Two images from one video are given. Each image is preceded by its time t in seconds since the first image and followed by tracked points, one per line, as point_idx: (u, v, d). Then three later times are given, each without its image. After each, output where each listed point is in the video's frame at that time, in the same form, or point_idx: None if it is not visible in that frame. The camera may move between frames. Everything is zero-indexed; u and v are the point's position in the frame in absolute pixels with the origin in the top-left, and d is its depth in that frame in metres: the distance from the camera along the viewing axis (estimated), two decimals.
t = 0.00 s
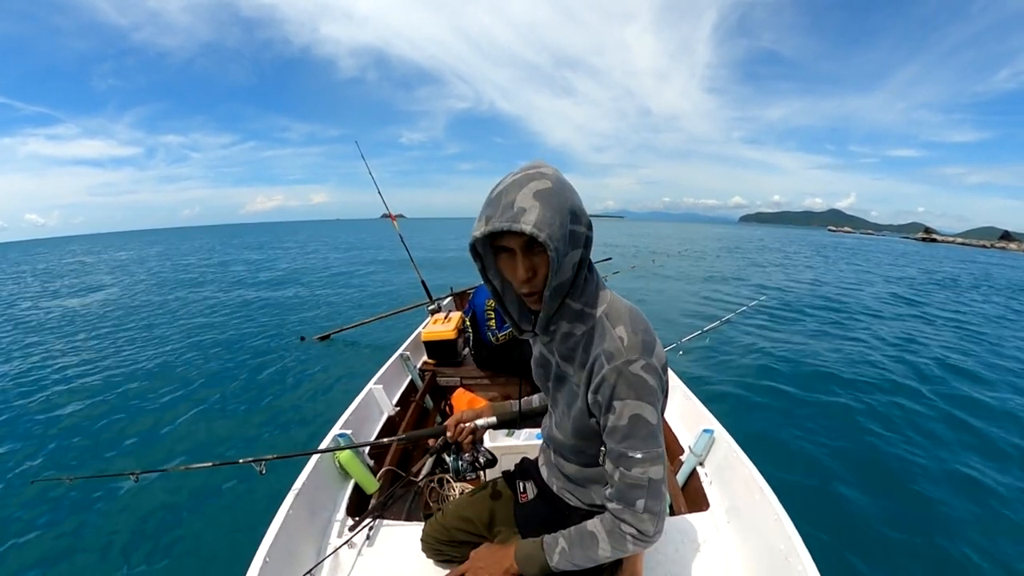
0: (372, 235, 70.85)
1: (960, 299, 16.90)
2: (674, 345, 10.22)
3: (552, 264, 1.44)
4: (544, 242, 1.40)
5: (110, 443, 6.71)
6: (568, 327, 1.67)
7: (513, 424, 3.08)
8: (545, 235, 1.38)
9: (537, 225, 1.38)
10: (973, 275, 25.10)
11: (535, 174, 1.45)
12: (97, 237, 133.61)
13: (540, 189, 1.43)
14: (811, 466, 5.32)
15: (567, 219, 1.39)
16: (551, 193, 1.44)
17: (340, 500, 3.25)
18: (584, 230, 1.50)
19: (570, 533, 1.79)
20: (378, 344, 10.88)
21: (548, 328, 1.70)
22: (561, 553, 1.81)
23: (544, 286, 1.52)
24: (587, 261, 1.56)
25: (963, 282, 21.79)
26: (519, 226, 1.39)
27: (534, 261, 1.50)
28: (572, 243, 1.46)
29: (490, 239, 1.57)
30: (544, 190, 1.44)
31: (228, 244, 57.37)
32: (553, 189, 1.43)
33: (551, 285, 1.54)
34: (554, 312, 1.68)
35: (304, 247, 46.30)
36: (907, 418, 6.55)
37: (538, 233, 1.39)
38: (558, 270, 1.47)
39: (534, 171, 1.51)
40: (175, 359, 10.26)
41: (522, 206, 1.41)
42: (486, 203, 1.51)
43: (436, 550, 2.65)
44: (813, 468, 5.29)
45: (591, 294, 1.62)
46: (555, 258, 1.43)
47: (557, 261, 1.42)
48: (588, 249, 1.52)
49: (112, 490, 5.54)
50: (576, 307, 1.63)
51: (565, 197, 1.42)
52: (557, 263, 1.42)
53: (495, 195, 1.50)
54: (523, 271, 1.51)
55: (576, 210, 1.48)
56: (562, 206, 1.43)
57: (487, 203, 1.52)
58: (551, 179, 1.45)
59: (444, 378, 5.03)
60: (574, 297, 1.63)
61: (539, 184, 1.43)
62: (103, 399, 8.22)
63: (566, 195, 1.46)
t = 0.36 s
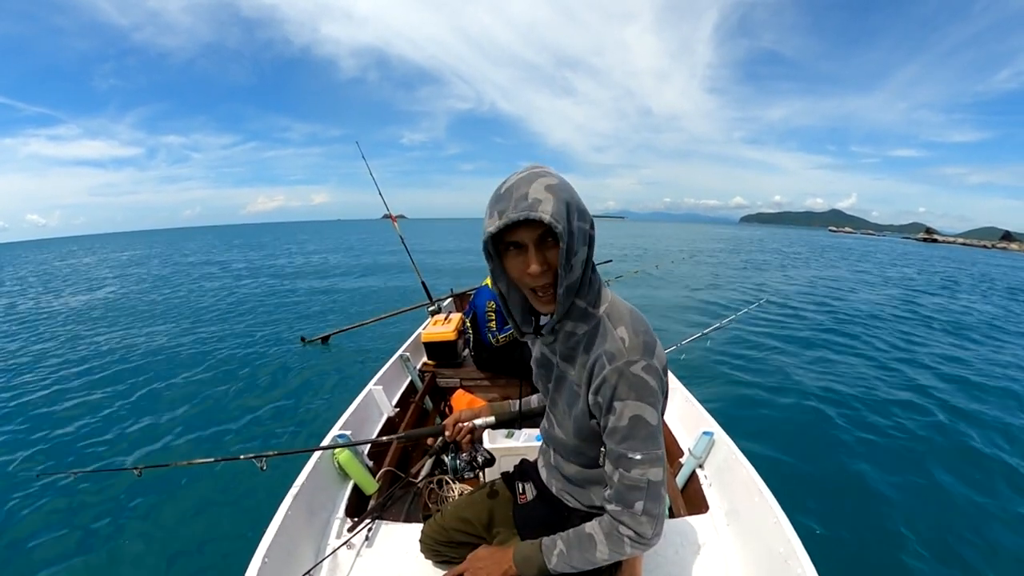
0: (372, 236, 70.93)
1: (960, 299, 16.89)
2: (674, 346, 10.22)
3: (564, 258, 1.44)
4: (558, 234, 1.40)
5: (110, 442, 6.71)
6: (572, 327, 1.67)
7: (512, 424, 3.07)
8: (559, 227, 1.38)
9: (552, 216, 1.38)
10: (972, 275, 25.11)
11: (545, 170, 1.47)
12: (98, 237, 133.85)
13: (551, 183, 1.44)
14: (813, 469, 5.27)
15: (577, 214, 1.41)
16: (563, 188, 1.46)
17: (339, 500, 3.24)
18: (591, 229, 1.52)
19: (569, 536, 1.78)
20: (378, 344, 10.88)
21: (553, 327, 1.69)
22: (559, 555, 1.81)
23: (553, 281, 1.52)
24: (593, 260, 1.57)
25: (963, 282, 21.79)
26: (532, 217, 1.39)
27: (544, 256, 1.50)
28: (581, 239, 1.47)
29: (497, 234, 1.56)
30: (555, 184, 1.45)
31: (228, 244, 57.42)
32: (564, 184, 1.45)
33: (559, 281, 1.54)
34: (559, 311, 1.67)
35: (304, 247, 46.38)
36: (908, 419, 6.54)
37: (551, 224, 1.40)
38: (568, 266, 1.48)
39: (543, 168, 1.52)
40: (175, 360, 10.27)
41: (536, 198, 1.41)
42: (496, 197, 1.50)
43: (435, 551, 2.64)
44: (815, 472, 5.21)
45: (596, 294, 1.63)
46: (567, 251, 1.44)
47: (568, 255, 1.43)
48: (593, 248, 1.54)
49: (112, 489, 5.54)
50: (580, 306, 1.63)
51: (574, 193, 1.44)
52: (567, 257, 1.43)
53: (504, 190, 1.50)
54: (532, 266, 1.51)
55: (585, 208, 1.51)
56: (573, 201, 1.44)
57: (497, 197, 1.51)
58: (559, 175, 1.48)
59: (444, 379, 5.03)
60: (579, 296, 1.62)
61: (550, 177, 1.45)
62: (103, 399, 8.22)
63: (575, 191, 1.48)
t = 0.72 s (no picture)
0: (372, 237, 71.05)
1: (958, 300, 16.92)
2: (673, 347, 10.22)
3: (576, 258, 1.45)
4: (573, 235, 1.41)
5: (111, 442, 6.72)
6: (578, 327, 1.67)
7: (512, 424, 3.07)
8: (574, 227, 1.39)
9: (566, 216, 1.38)
10: (971, 276, 25.16)
11: (557, 170, 1.47)
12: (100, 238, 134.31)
13: (564, 183, 1.45)
14: (813, 471, 5.26)
15: (589, 215, 1.42)
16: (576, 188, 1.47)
17: (338, 500, 3.25)
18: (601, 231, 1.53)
19: (570, 535, 1.78)
20: (378, 344, 10.92)
21: (559, 327, 1.70)
22: (559, 554, 1.81)
23: (564, 281, 1.52)
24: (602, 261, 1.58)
25: (962, 283, 21.82)
26: (546, 217, 1.39)
27: (553, 257, 1.50)
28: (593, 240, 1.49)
29: (506, 234, 1.55)
30: (567, 184, 1.45)
31: (228, 244, 57.54)
32: (577, 184, 1.46)
33: (568, 281, 1.54)
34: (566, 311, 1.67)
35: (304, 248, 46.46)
36: (907, 420, 6.55)
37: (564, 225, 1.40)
38: (577, 267, 1.48)
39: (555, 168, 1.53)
40: (176, 360, 10.30)
41: (550, 198, 1.41)
42: (506, 197, 1.49)
43: (433, 550, 2.64)
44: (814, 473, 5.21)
45: (603, 294, 1.63)
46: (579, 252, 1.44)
47: (579, 255, 1.44)
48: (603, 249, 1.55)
49: (112, 488, 5.55)
50: (588, 307, 1.63)
51: (587, 194, 1.45)
52: (580, 258, 1.44)
53: (515, 189, 1.49)
54: (542, 266, 1.51)
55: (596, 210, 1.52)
56: (586, 202, 1.45)
57: (506, 198, 1.50)
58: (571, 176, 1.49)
59: (444, 378, 5.03)
60: (586, 297, 1.63)
61: (563, 178, 1.45)
62: (104, 399, 8.25)
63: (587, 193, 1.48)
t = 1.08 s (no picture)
0: (372, 237, 71.11)
1: (958, 300, 16.93)
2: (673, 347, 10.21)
3: (571, 261, 1.45)
4: (565, 240, 1.40)
5: (111, 441, 6.72)
6: (577, 330, 1.68)
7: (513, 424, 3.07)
8: (567, 232, 1.38)
9: (560, 220, 1.38)
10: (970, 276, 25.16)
11: (556, 171, 1.47)
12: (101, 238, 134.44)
13: (561, 185, 1.44)
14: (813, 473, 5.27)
15: (585, 217, 1.42)
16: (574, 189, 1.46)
17: (338, 498, 3.25)
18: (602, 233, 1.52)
19: (570, 536, 1.79)
20: (378, 344, 10.93)
21: (558, 329, 1.71)
22: (558, 554, 1.81)
23: (560, 283, 1.53)
24: (601, 263, 1.58)
25: (961, 283, 21.82)
26: (540, 220, 1.39)
27: (550, 259, 1.50)
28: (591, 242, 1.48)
29: (504, 233, 1.56)
30: (565, 185, 1.45)
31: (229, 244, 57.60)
32: (575, 185, 1.45)
33: (564, 283, 1.54)
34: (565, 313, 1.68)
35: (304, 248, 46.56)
36: (906, 421, 6.56)
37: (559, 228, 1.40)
38: (574, 270, 1.49)
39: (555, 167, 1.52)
40: (176, 359, 10.30)
41: (545, 200, 1.41)
42: (504, 197, 1.51)
43: (433, 548, 2.65)
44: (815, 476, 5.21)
45: (603, 297, 1.64)
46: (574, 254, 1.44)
47: (574, 259, 1.44)
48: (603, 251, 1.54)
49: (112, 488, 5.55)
50: (587, 310, 1.64)
51: (585, 195, 1.44)
52: (575, 261, 1.44)
53: (513, 190, 1.50)
54: (538, 268, 1.52)
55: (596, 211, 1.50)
56: (584, 205, 1.45)
57: (504, 198, 1.52)
58: (570, 176, 1.48)
59: (443, 376, 5.04)
60: (585, 300, 1.63)
61: (560, 180, 1.45)
62: (105, 397, 8.26)
63: (586, 195, 1.48)
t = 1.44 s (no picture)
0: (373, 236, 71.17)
1: (958, 300, 16.88)
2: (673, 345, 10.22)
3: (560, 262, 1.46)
4: (552, 241, 1.41)
5: (112, 437, 6.76)
6: (574, 331, 1.69)
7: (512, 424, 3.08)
8: (552, 234, 1.39)
9: (546, 222, 1.38)
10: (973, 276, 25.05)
11: (548, 171, 1.47)
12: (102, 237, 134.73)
13: (552, 186, 1.44)
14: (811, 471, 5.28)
15: (575, 219, 1.42)
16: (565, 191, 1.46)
17: (336, 495, 3.27)
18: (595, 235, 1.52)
19: (569, 535, 1.80)
20: (377, 341, 10.95)
21: (554, 329, 1.72)
22: (557, 554, 1.83)
23: (551, 284, 1.54)
24: (596, 264, 1.58)
25: (963, 283, 21.73)
26: (527, 222, 1.40)
27: (540, 260, 1.51)
28: (583, 244, 1.49)
29: (496, 233, 1.58)
30: (556, 187, 1.45)
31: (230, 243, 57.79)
32: (565, 187, 1.45)
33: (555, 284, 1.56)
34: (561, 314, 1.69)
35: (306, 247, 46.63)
36: (905, 420, 6.57)
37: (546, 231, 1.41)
38: (565, 271, 1.50)
39: (549, 167, 1.53)
40: (177, 357, 10.33)
41: (534, 202, 1.42)
42: (497, 196, 1.52)
43: (431, 547, 2.66)
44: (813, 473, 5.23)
45: (601, 298, 1.65)
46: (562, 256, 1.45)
47: (562, 261, 1.44)
48: (596, 252, 1.55)
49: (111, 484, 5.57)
50: (583, 310, 1.65)
51: (577, 197, 1.44)
52: (563, 262, 1.45)
53: (505, 190, 1.51)
54: (529, 269, 1.53)
55: (590, 212, 1.50)
56: (576, 206, 1.45)
57: (497, 198, 1.53)
58: (562, 177, 1.48)
59: (443, 374, 5.06)
60: (581, 301, 1.64)
61: (551, 181, 1.45)
62: (105, 394, 8.29)
63: (579, 195, 1.47)
